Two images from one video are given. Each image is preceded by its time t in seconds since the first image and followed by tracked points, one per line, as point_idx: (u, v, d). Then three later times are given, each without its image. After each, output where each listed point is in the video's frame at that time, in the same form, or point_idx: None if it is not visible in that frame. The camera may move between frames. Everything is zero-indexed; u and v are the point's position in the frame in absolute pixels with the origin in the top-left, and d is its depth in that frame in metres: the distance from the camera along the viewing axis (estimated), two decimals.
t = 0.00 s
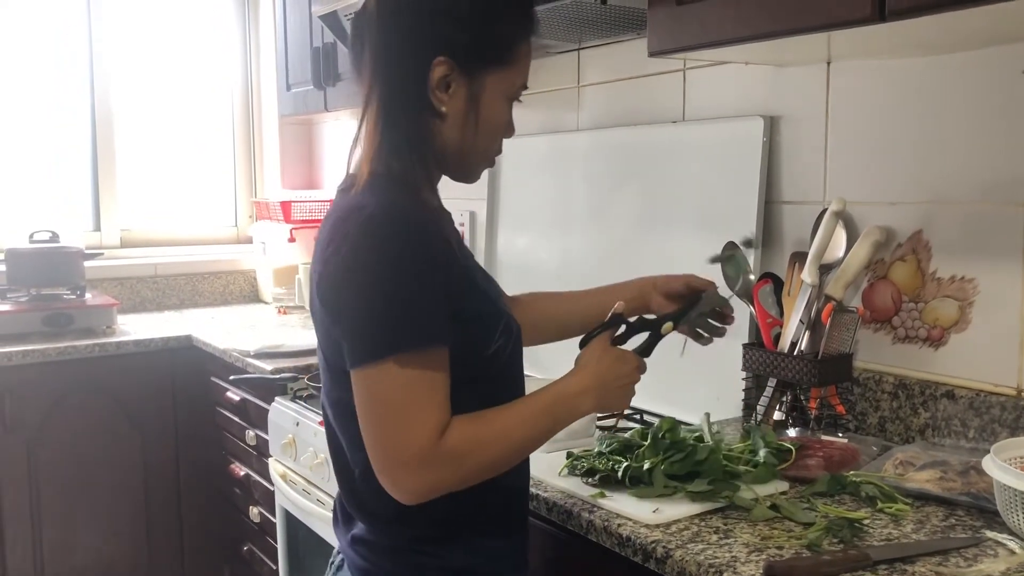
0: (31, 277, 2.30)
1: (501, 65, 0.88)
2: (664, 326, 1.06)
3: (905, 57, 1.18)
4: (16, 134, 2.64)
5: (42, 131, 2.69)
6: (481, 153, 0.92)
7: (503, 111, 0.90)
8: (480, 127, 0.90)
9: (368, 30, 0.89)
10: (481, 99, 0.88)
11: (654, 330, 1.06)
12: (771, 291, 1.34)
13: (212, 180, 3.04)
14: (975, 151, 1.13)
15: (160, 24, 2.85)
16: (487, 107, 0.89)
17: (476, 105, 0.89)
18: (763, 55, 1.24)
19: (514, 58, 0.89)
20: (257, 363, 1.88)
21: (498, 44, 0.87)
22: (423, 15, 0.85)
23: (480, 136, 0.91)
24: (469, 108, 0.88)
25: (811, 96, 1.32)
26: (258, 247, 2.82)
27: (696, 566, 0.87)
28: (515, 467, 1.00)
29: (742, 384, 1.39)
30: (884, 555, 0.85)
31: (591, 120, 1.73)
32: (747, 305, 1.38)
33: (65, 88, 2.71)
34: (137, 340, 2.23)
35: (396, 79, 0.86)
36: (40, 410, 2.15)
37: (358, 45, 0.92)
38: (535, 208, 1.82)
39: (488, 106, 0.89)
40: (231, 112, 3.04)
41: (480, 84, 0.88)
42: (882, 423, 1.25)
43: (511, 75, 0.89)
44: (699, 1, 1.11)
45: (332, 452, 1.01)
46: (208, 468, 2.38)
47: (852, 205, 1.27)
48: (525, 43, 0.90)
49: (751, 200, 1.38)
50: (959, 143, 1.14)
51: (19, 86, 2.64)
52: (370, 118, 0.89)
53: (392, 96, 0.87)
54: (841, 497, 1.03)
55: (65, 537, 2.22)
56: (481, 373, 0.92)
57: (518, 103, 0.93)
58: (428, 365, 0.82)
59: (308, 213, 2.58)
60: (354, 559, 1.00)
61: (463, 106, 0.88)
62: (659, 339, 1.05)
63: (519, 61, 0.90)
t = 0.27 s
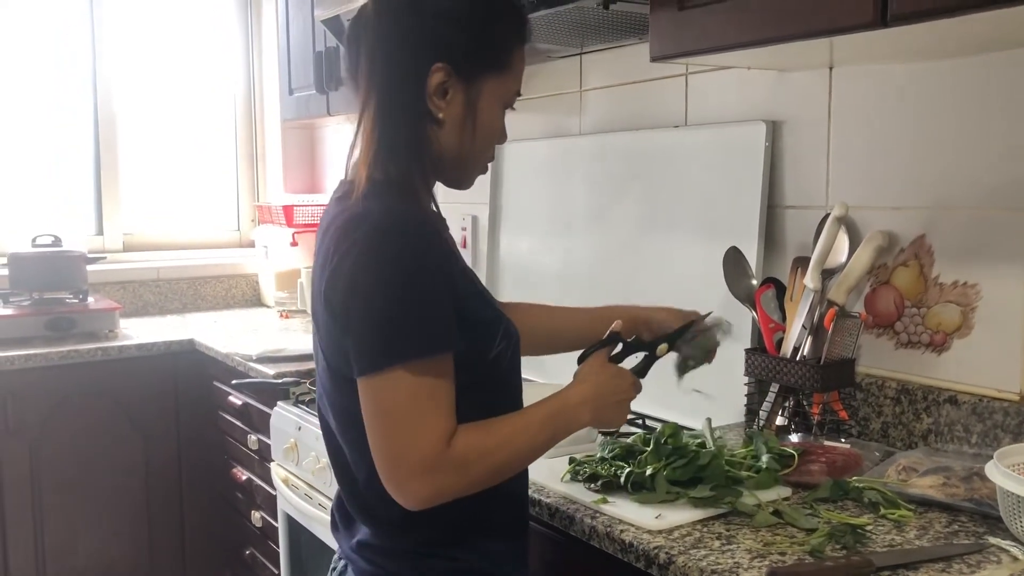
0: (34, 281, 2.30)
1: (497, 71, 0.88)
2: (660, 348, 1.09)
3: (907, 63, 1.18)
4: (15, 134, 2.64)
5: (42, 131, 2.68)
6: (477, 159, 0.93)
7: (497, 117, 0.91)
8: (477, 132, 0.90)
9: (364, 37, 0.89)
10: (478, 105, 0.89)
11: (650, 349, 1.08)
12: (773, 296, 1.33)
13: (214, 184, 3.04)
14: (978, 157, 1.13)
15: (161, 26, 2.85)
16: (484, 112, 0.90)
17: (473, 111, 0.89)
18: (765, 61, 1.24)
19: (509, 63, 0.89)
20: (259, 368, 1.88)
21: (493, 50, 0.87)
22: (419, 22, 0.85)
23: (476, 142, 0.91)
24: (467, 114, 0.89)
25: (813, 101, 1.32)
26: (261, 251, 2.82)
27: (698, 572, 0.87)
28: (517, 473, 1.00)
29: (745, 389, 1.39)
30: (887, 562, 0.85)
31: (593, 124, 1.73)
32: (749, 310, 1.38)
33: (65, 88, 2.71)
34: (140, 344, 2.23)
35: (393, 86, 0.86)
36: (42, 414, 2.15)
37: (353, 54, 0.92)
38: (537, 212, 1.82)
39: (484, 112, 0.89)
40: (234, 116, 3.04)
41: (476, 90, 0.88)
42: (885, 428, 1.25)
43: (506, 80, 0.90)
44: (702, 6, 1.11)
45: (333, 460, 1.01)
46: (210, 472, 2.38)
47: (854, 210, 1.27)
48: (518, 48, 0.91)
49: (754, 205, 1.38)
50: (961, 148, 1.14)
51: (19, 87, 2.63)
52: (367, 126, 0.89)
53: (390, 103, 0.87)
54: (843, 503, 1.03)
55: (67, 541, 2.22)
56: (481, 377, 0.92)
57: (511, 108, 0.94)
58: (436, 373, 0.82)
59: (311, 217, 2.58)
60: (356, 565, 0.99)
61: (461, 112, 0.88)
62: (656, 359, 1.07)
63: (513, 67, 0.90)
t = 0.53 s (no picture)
0: (39, 285, 2.31)
1: (497, 77, 0.89)
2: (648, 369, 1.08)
3: (911, 67, 1.19)
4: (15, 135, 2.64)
5: (41, 131, 2.69)
6: (475, 164, 0.93)
7: (497, 122, 0.91)
8: (477, 138, 0.90)
9: (368, 43, 0.89)
10: (478, 111, 0.89)
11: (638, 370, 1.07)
12: (777, 300, 1.33)
13: (217, 187, 3.04)
14: (981, 161, 1.13)
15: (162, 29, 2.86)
16: (484, 118, 0.90)
17: (474, 117, 0.89)
18: (769, 65, 1.25)
19: (509, 70, 0.90)
20: (262, 371, 1.89)
21: (495, 57, 0.87)
22: (422, 28, 0.85)
23: (476, 147, 0.91)
24: (467, 119, 0.89)
25: (817, 105, 1.32)
26: (264, 254, 2.83)
27: None
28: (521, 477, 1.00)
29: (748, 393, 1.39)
30: (891, 566, 0.85)
31: (597, 128, 1.73)
32: (752, 314, 1.38)
33: (65, 88, 2.71)
34: (143, 348, 2.23)
35: (396, 91, 0.86)
36: (45, 417, 2.15)
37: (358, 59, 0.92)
38: (541, 216, 1.82)
39: (485, 118, 0.90)
40: (237, 119, 3.05)
41: (478, 96, 0.88)
42: (889, 432, 1.25)
43: (506, 87, 0.90)
44: (704, 12, 1.12)
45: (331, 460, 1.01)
46: (212, 475, 2.38)
47: (857, 214, 1.27)
48: (518, 56, 0.91)
49: (757, 209, 1.38)
50: (964, 153, 1.14)
51: (18, 87, 2.63)
52: (371, 130, 0.90)
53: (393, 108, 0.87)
54: (847, 506, 1.03)
55: (69, 545, 2.22)
56: (480, 379, 0.92)
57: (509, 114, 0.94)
58: (438, 374, 0.82)
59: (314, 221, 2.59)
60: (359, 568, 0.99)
61: (461, 118, 0.89)
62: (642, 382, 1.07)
63: (513, 74, 0.91)
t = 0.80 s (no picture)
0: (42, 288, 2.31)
1: (500, 86, 0.90)
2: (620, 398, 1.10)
3: (910, 70, 1.19)
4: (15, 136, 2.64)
5: (41, 131, 2.69)
6: (474, 170, 0.94)
7: (497, 130, 0.92)
8: (478, 145, 0.92)
9: (375, 47, 0.90)
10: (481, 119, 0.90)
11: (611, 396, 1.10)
12: (777, 302, 1.34)
13: (218, 190, 3.05)
14: (981, 164, 1.13)
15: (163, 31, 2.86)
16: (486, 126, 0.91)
17: (477, 124, 0.90)
18: (768, 68, 1.25)
19: (511, 79, 0.91)
20: (263, 374, 1.89)
21: (499, 66, 0.88)
22: (429, 35, 0.86)
23: (476, 154, 0.92)
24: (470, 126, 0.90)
25: (816, 108, 1.32)
26: (265, 257, 2.83)
27: None
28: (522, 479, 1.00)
29: (749, 395, 1.40)
30: (891, 568, 0.85)
31: (597, 131, 1.73)
32: (752, 316, 1.38)
33: (64, 88, 2.71)
34: (144, 351, 2.24)
35: (403, 95, 0.87)
36: (47, 420, 2.16)
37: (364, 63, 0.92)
38: (541, 219, 1.82)
39: (487, 126, 0.91)
40: (237, 122, 3.05)
41: (481, 104, 0.89)
42: (889, 434, 1.25)
43: (508, 96, 0.91)
44: (704, 15, 1.12)
45: (326, 459, 1.01)
46: (214, 477, 2.39)
47: (857, 216, 1.28)
48: (519, 65, 0.92)
49: (757, 212, 1.38)
50: (964, 156, 1.15)
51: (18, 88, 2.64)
52: (375, 132, 0.90)
53: (399, 112, 0.88)
54: (848, 508, 1.04)
55: (71, 547, 2.22)
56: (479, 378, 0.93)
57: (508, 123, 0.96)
58: (462, 362, 0.84)
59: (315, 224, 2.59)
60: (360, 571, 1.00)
61: (464, 125, 0.90)
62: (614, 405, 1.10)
63: (514, 83, 0.92)
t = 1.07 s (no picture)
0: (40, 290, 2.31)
1: (500, 92, 0.90)
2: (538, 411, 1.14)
3: (909, 68, 1.19)
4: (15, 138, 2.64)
5: (41, 131, 2.69)
6: (469, 175, 0.94)
7: (496, 137, 0.93)
8: (476, 149, 0.92)
9: (381, 48, 0.90)
10: (479, 124, 0.91)
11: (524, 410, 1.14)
12: (776, 301, 1.34)
13: (217, 191, 3.05)
14: (979, 162, 1.13)
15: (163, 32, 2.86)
16: (484, 130, 0.91)
17: (476, 128, 0.91)
18: (767, 66, 1.25)
19: (511, 85, 0.91)
20: (263, 374, 1.89)
21: (500, 72, 0.89)
22: (433, 37, 0.87)
23: (473, 158, 0.93)
24: (469, 130, 0.90)
25: (815, 106, 1.32)
26: (264, 258, 2.83)
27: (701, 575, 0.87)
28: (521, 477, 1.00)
29: (748, 393, 1.40)
30: (891, 565, 0.85)
31: (596, 130, 1.74)
32: (752, 314, 1.38)
33: (65, 89, 2.71)
34: (145, 352, 2.24)
35: (406, 94, 0.87)
36: (47, 421, 2.16)
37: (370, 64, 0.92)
38: (540, 218, 1.82)
39: (485, 131, 0.91)
40: (237, 123, 3.05)
41: (480, 108, 0.89)
42: (888, 432, 1.25)
43: (507, 103, 0.92)
44: (703, 14, 1.12)
45: (323, 452, 1.01)
46: (214, 478, 2.39)
47: (856, 214, 1.28)
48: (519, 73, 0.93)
49: (756, 211, 1.38)
50: (963, 154, 1.15)
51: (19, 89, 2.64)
52: (378, 130, 0.89)
53: (400, 110, 0.87)
54: (847, 506, 1.04)
55: (72, 548, 2.22)
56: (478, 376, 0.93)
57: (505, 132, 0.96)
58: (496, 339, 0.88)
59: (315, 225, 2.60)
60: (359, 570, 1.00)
61: (463, 128, 0.90)
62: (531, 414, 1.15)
63: (513, 91, 0.92)
